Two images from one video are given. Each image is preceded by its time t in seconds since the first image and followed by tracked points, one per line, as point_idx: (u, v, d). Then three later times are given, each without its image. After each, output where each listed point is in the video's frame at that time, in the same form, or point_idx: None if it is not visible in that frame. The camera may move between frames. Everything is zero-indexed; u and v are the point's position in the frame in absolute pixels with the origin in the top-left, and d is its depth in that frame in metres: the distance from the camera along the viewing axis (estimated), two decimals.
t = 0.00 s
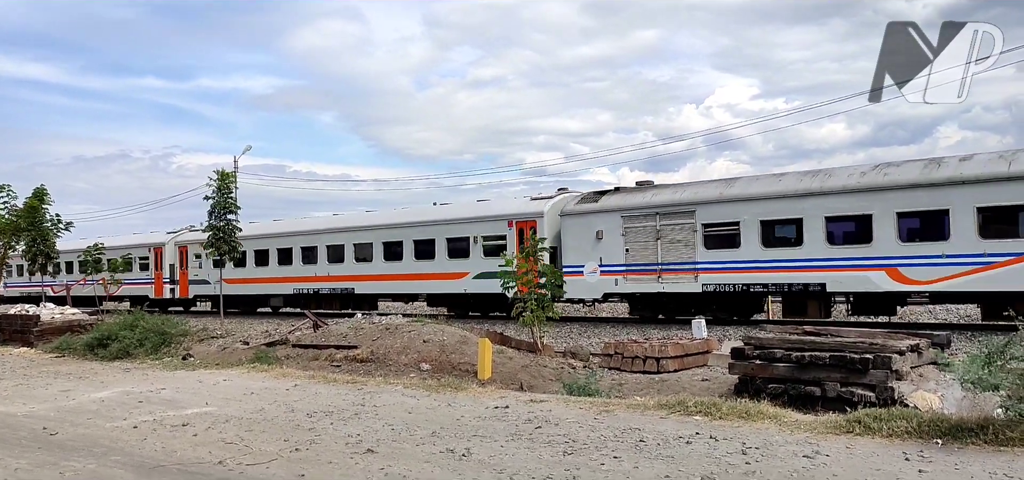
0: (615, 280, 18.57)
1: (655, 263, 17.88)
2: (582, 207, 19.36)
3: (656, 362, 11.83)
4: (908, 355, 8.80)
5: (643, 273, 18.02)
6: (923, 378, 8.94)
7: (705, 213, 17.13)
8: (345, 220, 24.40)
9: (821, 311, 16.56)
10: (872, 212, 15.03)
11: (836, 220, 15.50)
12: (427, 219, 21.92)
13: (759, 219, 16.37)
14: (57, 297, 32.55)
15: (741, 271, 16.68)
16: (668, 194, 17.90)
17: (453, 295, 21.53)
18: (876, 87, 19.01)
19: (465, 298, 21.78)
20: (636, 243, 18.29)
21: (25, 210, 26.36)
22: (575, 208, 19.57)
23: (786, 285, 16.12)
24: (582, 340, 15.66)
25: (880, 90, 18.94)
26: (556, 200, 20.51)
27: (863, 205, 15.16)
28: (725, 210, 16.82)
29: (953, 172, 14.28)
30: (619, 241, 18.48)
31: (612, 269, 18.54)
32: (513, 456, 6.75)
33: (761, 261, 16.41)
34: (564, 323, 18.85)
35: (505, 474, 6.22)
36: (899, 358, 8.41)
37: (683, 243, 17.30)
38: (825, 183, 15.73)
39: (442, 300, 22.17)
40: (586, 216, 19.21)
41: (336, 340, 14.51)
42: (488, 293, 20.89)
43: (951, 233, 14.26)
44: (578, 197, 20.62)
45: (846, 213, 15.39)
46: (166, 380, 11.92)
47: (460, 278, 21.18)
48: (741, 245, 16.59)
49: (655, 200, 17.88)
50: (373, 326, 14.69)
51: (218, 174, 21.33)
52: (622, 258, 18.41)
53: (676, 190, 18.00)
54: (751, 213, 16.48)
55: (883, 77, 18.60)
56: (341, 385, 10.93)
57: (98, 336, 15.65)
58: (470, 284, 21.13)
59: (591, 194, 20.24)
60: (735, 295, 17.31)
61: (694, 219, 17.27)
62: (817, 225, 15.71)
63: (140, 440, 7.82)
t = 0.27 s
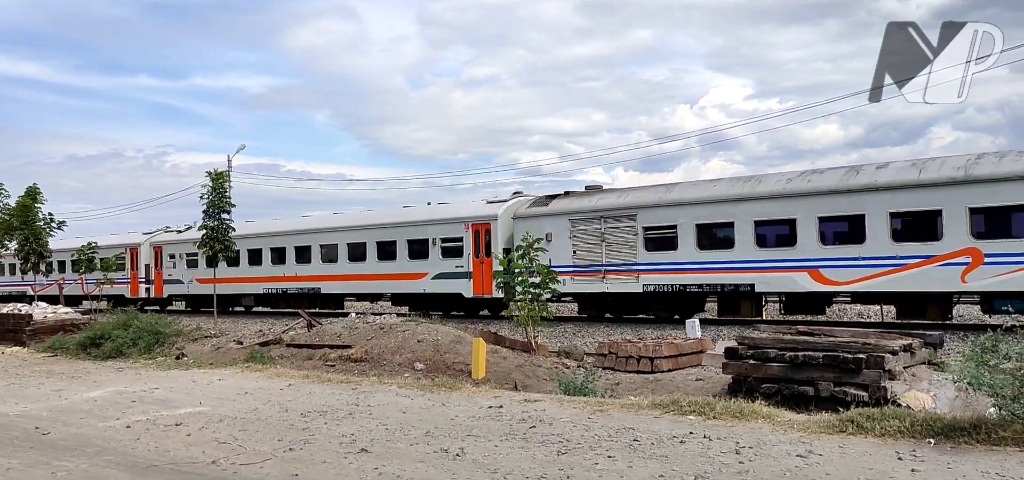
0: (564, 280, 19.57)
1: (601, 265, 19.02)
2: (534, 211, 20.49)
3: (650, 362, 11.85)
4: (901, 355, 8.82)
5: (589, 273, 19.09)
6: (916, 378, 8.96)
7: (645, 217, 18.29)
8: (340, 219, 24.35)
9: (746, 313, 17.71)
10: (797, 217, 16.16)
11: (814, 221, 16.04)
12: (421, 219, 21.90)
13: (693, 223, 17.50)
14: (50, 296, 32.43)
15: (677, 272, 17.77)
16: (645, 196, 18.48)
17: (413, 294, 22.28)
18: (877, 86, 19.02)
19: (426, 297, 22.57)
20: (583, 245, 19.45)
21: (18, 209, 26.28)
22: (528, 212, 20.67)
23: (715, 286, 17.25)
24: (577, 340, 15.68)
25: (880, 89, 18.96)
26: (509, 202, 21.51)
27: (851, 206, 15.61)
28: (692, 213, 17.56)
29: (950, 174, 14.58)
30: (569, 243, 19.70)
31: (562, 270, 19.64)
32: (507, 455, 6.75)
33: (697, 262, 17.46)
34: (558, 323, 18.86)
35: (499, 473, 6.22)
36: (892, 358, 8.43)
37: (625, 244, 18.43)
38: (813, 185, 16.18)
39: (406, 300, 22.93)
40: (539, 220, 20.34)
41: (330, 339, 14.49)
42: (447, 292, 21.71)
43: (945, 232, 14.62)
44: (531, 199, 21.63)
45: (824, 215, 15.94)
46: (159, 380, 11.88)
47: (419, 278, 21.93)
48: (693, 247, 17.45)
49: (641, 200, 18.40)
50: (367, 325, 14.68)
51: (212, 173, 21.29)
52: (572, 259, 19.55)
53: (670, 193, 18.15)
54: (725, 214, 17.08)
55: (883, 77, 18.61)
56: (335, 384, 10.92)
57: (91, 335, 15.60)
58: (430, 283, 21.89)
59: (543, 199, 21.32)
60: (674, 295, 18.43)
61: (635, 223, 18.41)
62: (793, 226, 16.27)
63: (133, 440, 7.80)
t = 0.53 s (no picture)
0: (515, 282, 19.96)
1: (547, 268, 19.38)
2: (486, 215, 20.81)
3: (644, 363, 11.86)
4: (894, 356, 8.85)
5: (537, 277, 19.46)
6: (909, 380, 8.99)
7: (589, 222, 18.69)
8: (335, 220, 24.32)
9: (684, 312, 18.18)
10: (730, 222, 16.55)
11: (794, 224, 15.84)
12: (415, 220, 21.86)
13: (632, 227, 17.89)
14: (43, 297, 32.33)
15: (617, 275, 18.14)
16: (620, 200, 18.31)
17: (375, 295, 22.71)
18: (876, 86, 19.06)
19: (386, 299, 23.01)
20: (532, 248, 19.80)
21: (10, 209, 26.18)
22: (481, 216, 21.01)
23: (651, 289, 17.63)
24: (571, 341, 15.69)
25: (880, 90, 19.01)
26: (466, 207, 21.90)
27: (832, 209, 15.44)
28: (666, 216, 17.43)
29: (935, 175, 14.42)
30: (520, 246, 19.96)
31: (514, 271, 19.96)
32: (501, 457, 6.74)
33: (636, 265, 17.81)
34: (552, 324, 18.89)
35: (493, 475, 6.22)
36: (885, 359, 8.46)
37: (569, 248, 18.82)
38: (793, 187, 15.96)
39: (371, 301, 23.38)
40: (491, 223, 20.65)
41: (323, 340, 14.47)
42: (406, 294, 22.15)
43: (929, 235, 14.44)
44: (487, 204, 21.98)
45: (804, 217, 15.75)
46: (152, 381, 11.85)
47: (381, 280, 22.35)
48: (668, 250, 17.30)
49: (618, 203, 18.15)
50: (361, 326, 14.66)
51: (209, 174, 21.26)
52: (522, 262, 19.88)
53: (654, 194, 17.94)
54: (704, 218, 16.90)
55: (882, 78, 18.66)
56: (329, 386, 10.90)
57: (84, 336, 15.54)
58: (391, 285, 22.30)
59: (498, 203, 21.68)
60: (619, 297, 18.79)
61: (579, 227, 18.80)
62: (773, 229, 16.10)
63: (126, 441, 7.77)
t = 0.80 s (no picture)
0: (470, 283, 20.61)
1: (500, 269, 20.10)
2: (445, 219, 21.55)
3: (638, 365, 11.87)
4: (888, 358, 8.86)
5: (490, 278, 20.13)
6: (903, 382, 9.01)
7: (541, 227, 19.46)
8: (330, 221, 24.27)
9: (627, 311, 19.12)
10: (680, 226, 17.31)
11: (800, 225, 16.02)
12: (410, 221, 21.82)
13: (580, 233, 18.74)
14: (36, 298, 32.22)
15: (568, 277, 18.89)
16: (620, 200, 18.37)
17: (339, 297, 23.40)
18: (875, 87, 19.08)
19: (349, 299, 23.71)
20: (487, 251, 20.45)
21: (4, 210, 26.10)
22: (441, 220, 21.70)
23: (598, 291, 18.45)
24: (566, 342, 15.69)
25: (880, 90, 19.04)
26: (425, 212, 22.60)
27: (836, 211, 15.64)
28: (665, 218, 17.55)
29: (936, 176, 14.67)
30: (475, 249, 20.67)
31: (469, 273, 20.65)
32: (496, 459, 6.74)
33: (584, 268, 18.64)
34: (546, 326, 18.90)
35: (488, 476, 6.22)
36: (879, 361, 8.47)
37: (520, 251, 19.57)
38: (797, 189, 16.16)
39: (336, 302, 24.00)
40: (448, 227, 21.36)
41: (318, 342, 14.45)
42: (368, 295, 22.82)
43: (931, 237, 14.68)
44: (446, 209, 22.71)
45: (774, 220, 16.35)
46: (146, 383, 11.82)
47: (345, 282, 23.01)
48: (667, 251, 17.48)
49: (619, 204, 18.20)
50: (356, 328, 14.65)
51: (206, 175, 21.22)
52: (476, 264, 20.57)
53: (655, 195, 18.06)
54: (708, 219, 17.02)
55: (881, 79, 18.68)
56: (323, 387, 10.89)
57: (77, 337, 15.49)
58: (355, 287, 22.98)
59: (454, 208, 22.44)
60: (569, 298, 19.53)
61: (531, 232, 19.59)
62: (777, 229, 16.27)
63: (120, 443, 7.75)
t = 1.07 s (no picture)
0: (430, 286, 21.18)
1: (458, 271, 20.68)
2: (406, 223, 22.09)
3: (635, 366, 11.87)
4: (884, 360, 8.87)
5: (448, 282, 20.70)
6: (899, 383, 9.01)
7: (494, 230, 20.06)
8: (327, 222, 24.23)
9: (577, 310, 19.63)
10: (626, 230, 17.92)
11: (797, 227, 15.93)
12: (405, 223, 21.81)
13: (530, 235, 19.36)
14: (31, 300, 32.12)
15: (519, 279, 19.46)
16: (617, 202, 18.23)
17: (308, 298, 23.93)
18: (875, 88, 19.11)
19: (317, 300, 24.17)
20: (446, 255, 21.02)
21: None
22: (401, 224, 22.28)
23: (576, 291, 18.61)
24: (562, 344, 15.69)
25: (880, 91, 19.08)
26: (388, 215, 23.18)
27: (832, 212, 15.55)
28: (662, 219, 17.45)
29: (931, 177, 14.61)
30: (434, 252, 21.25)
31: (428, 276, 21.21)
32: (492, 460, 6.73)
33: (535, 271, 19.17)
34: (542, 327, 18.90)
35: (484, 478, 6.22)
36: (875, 363, 8.48)
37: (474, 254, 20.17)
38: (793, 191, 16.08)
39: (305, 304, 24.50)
40: (407, 230, 22.00)
41: (313, 343, 14.43)
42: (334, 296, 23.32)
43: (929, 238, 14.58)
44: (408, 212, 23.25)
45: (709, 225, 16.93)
46: (141, 384, 11.80)
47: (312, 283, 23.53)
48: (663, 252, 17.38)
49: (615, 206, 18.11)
50: (352, 329, 14.63)
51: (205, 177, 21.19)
52: (435, 266, 21.15)
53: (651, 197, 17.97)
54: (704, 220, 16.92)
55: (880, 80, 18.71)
56: (319, 389, 10.88)
57: (72, 339, 15.43)
58: (322, 288, 23.53)
59: (415, 211, 23.01)
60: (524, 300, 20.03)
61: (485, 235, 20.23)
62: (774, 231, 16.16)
63: (115, 444, 7.73)
